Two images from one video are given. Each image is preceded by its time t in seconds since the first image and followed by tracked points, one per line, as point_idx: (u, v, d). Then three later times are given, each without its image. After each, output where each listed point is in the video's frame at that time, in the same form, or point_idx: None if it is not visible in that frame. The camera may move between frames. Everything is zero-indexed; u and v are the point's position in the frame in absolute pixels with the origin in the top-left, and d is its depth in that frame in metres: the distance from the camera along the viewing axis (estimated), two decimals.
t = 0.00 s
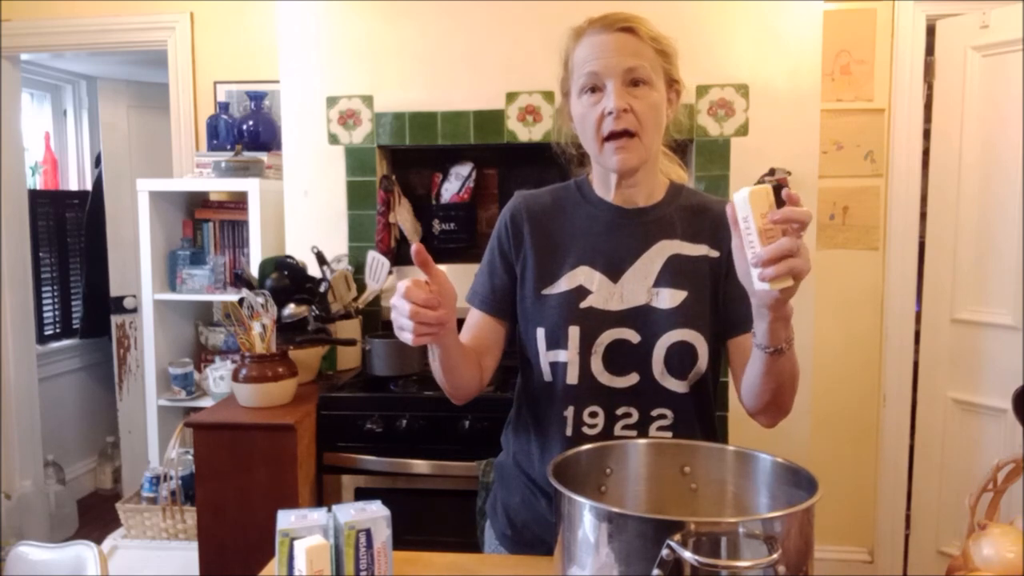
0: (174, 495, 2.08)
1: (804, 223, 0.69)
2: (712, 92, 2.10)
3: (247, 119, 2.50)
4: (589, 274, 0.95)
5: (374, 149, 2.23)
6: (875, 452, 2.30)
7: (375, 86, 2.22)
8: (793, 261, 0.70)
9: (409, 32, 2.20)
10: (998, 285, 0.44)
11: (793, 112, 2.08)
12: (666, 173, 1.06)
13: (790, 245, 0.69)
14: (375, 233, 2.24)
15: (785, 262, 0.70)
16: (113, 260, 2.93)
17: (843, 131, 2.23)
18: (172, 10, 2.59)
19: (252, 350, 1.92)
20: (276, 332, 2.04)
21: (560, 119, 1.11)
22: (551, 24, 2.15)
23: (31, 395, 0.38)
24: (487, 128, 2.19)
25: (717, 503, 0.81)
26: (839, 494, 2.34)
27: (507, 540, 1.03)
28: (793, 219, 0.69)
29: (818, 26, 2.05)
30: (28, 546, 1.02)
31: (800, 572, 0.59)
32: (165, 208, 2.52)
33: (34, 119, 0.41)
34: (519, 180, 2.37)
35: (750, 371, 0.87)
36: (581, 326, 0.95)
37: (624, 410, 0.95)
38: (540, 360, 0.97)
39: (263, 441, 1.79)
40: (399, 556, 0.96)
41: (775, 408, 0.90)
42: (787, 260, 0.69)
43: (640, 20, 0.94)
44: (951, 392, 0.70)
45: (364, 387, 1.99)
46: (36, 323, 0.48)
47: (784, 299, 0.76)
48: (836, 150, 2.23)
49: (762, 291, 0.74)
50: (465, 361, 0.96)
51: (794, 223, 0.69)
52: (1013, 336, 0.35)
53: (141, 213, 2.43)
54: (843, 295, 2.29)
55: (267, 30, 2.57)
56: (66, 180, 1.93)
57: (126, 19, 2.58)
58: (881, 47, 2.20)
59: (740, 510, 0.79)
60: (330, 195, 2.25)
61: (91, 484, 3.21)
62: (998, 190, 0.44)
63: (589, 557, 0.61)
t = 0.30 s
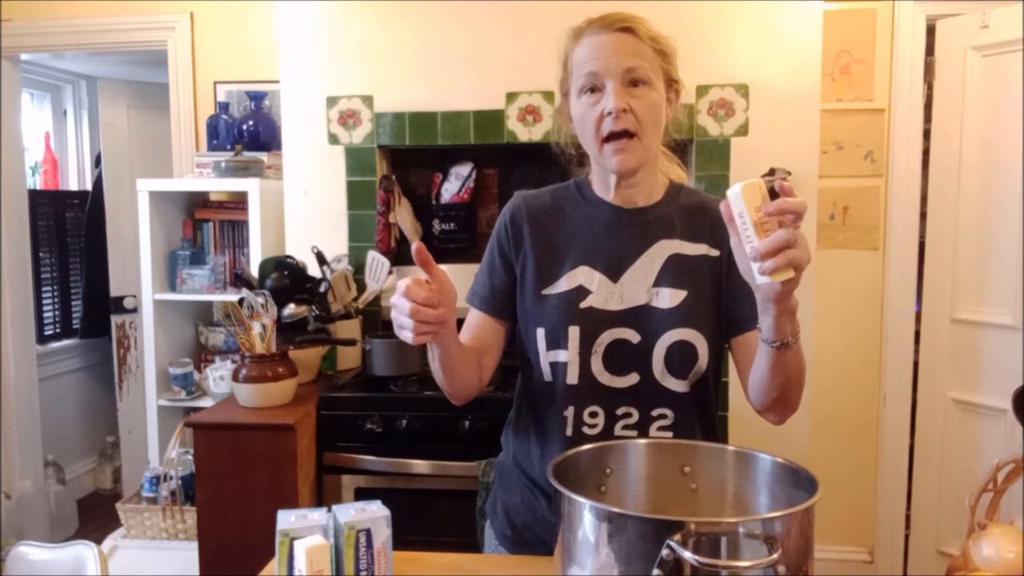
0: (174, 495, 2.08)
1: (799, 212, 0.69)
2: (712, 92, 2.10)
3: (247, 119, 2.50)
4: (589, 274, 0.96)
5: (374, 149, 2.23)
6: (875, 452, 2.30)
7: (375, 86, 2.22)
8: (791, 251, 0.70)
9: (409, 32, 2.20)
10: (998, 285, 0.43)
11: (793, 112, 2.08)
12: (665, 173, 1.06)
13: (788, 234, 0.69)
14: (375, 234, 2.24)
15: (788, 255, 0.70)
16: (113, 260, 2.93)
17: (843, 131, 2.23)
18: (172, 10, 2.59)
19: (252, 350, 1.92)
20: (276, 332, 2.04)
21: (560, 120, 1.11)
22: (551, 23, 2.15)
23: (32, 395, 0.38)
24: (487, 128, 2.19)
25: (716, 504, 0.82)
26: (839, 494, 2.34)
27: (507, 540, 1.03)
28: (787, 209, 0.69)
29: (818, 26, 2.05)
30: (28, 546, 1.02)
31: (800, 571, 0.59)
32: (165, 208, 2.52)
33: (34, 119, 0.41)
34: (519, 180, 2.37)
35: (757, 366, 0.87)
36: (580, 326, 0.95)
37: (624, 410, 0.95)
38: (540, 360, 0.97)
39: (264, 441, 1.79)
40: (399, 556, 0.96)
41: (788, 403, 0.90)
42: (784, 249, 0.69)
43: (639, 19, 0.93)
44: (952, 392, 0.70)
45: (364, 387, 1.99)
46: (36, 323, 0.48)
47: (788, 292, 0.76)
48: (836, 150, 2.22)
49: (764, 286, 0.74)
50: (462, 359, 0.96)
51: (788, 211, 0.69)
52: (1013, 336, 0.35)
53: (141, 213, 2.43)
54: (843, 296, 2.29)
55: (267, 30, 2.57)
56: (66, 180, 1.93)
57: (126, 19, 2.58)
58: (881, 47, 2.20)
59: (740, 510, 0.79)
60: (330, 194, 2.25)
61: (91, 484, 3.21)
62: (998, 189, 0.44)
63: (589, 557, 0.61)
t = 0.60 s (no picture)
0: (174, 495, 2.08)
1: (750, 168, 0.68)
2: (712, 92, 2.09)
3: (247, 119, 2.50)
4: (588, 274, 0.96)
5: (374, 149, 2.23)
6: (876, 452, 2.30)
7: (375, 86, 2.22)
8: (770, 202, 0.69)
9: (409, 32, 2.20)
10: (998, 286, 0.43)
11: (793, 112, 2.08)
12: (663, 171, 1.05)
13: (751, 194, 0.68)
14: (374, 234, 2.24)
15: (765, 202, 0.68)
16: (113, 260, 2.93)
17: (843, 131, 2.23)
18: (172, 10, 2.59)
19: (252, 350, 1.92)
20: (276, 332, 2.04)
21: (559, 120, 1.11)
22: (551, 24, 2.15)
23: (32, 395, 0.38)
24: (487, 128, 2.19)
25: (716, 503, 0.82)
26: (839, 494, 2.34)
27: (507, 540, 1.04)
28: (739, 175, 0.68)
29: (818, 25, 2.05)
30: (28, 546, 1.02)
31: (800, 572, 0.59)
32: (165, 208, 2.52)
33: (34, 119, 0.41)
34: (519, 180, 2.37)
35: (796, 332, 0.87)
36: (579, 325, 0.95)
37: (626, 406, 0.95)
38: (540, 359, 0.98)
39: (264, 441, 1.79)
40: (399, 556, 0.96)
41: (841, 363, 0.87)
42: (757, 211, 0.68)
43: (634, 20, 0.93)
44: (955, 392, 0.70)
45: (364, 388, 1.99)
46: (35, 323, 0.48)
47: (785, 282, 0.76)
48: (836, 150, 2.22)
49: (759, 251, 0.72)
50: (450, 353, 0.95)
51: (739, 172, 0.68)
52: (1013, 336, 0.35)
53: (141, 213, 2.43)
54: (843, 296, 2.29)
55: (267, 29, 2.57)
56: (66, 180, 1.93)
57: (126, 19, 2.58)
58: (881, 47, 2.19)
59: (740, 510, 0.79)
60: (330, 194, 2.25)
61: (91, 484, 3.21)
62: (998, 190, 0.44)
63: (589, 557, 0.61)
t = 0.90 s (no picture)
0: (174, 495, 2.08)
1: (638, 231, 0.74)
2: (712, 92, 2.09)
3: (247, 119, 2.51)
4: (586, 271, 0.96)
5: (374, 149, 2.23)
6: (876, 452, 2.30)
7: (375, 86, 2.22)
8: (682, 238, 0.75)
9: (410, 32, 2.20)
10: (998, 286, 0.43)
11: (794, 112, 2.08)
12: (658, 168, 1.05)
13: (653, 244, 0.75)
14: (375, 234, 2.24)
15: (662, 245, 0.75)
16: (113, 260, 2.93)
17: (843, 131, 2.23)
18: (172, 10, 2.59)
19: (252, 350, 1.92)
20: (276, 332, 2.04)
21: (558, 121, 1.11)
22: (551, 24, 2.15)
23: (31, 394, 0.38)
24: (487, 128, 2.19)
25: (716, 504, 0.81)
26: (839, 494, 2.34)
27: (508, 539, 1.04)
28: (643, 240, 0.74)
29: (818, 25, 2.05)
30: (29, 545, 1.02)
31: (801, 572, 0.59)
32: (165, 208, 2.52)
33: (33, 119, 0.41)
34: (518, 180, 2.37)
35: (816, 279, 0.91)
36: (578, 321, 0.95)
37: (628, 401, 0.95)
38: (539, 354, 0.97)
39: (264, 441, 1.79)
40: (399, 556, 0.96)
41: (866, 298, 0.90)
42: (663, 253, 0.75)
43: (628, 21, 0.93)
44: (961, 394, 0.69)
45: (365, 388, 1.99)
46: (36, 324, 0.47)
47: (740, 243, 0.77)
48: (836, 150, 2.22)
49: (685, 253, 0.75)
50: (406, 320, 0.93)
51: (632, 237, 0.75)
52: (1013, 336, 0.35)
53: (141, 213, 2.43)
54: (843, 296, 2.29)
55: (267, 29, 2.57)
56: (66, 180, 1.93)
57: (126, 19, 2.58)
58: (881, 47, 2.19)
59: (740, 510, 0.80)
60: (330, 195, 2.25)
61: (91, 484, 3.21)
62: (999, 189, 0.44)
63: (589, 557, 0.61)
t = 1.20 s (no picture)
0: (174, 495, 2.08)
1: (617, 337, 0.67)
2: (711, 92, 2.09)
3: (247, 119, 2.51)
4: (580, 270, 0.96)
5: (374, 149, 2.23)
6: (875, 452, 2.30)
7: (375, 86, 2.22)
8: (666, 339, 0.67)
9: (409, 32, 2.20)
10: (999, 286, 0.43)
11: (794, 112, 2.08)
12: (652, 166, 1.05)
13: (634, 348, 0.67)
14: (375, 234, 2.25)
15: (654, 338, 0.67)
16: (113, 260, 2.93)
17: (843, 131, 2.23)
18: (172, 10, 2.59)
19: (252, 350, 1.92)
20: (276, 332, 2.04)
21: (558, 120, 1.11)
22: (551, 24, 2.15)
23: (31, 394, 0.38)
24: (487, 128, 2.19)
25: (716, 504, 0.81)
26: (839, 494, 2.34)
27: (508, 539, 1.03)
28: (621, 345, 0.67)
29: (818, 25, 2.05)
30: (29, 545, 1.02)
31: (801, 571, 0.59)
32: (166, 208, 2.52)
33: (33, 119, 0.41)
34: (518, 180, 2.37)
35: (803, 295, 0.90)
36: (572, 318, 0.96)
37: (620, 401, 0.95)
38: (528, 350, 0.98)
39: (264, 441, 1.79)
40: (399, 556, 0.96)
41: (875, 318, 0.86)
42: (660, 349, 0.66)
43: (630, 24, 0.92)
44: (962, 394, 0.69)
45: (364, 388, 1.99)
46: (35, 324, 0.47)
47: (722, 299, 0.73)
48: (836, 150, 2.22)
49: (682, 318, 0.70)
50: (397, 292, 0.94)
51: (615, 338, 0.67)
52: (1012, 336, 0.35)
53: (141, 213, 2.43)
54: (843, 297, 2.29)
55: (267, 29, 2.57)
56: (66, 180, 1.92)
57: (126, 19, 2.58)
58: (881, 47, 2.19)
59: (740, 510, 0.79)
60: (330, 195, 2.25)
61: (91, 484, 3.21)
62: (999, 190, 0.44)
63: (589, 557, 0.61)
